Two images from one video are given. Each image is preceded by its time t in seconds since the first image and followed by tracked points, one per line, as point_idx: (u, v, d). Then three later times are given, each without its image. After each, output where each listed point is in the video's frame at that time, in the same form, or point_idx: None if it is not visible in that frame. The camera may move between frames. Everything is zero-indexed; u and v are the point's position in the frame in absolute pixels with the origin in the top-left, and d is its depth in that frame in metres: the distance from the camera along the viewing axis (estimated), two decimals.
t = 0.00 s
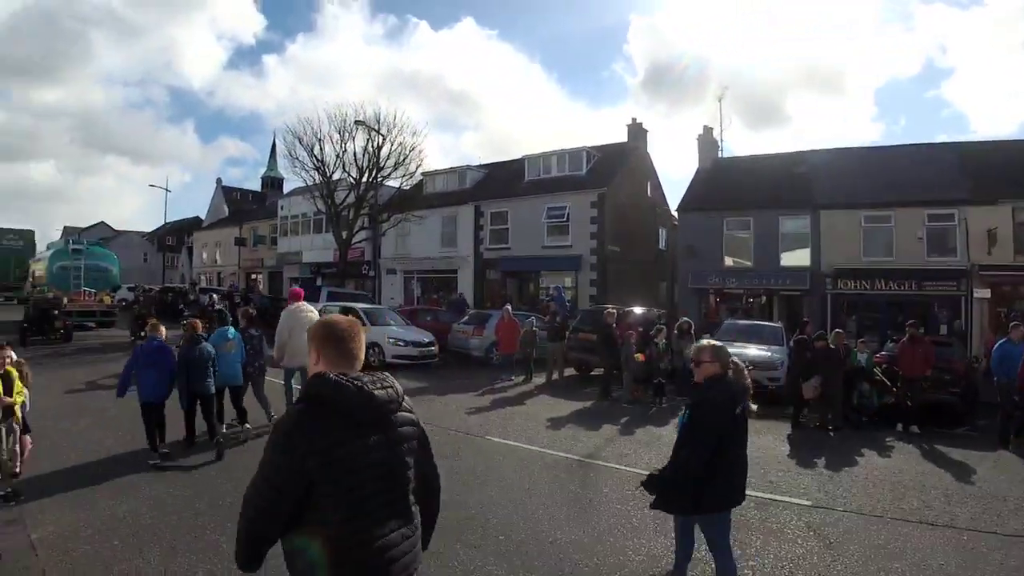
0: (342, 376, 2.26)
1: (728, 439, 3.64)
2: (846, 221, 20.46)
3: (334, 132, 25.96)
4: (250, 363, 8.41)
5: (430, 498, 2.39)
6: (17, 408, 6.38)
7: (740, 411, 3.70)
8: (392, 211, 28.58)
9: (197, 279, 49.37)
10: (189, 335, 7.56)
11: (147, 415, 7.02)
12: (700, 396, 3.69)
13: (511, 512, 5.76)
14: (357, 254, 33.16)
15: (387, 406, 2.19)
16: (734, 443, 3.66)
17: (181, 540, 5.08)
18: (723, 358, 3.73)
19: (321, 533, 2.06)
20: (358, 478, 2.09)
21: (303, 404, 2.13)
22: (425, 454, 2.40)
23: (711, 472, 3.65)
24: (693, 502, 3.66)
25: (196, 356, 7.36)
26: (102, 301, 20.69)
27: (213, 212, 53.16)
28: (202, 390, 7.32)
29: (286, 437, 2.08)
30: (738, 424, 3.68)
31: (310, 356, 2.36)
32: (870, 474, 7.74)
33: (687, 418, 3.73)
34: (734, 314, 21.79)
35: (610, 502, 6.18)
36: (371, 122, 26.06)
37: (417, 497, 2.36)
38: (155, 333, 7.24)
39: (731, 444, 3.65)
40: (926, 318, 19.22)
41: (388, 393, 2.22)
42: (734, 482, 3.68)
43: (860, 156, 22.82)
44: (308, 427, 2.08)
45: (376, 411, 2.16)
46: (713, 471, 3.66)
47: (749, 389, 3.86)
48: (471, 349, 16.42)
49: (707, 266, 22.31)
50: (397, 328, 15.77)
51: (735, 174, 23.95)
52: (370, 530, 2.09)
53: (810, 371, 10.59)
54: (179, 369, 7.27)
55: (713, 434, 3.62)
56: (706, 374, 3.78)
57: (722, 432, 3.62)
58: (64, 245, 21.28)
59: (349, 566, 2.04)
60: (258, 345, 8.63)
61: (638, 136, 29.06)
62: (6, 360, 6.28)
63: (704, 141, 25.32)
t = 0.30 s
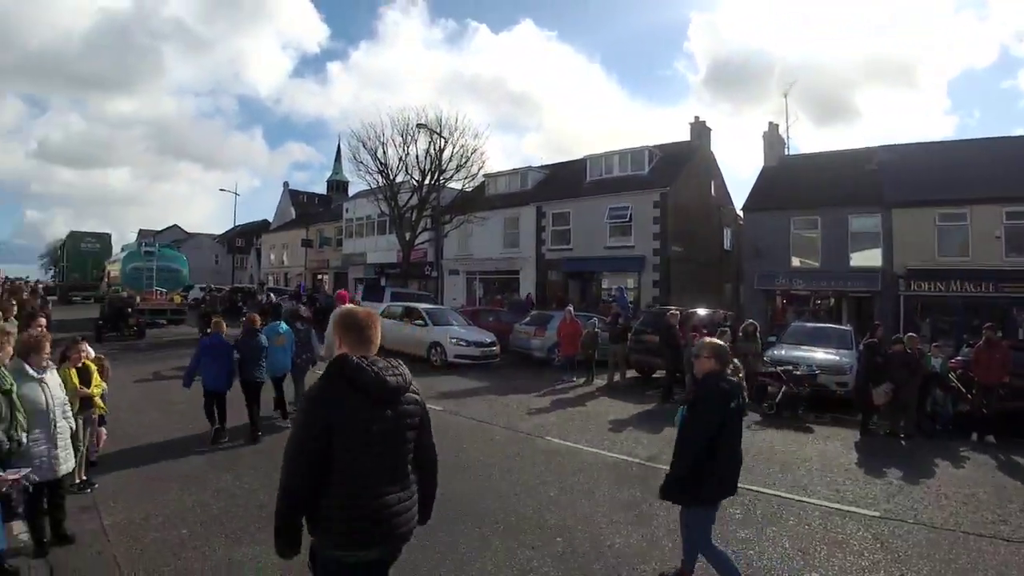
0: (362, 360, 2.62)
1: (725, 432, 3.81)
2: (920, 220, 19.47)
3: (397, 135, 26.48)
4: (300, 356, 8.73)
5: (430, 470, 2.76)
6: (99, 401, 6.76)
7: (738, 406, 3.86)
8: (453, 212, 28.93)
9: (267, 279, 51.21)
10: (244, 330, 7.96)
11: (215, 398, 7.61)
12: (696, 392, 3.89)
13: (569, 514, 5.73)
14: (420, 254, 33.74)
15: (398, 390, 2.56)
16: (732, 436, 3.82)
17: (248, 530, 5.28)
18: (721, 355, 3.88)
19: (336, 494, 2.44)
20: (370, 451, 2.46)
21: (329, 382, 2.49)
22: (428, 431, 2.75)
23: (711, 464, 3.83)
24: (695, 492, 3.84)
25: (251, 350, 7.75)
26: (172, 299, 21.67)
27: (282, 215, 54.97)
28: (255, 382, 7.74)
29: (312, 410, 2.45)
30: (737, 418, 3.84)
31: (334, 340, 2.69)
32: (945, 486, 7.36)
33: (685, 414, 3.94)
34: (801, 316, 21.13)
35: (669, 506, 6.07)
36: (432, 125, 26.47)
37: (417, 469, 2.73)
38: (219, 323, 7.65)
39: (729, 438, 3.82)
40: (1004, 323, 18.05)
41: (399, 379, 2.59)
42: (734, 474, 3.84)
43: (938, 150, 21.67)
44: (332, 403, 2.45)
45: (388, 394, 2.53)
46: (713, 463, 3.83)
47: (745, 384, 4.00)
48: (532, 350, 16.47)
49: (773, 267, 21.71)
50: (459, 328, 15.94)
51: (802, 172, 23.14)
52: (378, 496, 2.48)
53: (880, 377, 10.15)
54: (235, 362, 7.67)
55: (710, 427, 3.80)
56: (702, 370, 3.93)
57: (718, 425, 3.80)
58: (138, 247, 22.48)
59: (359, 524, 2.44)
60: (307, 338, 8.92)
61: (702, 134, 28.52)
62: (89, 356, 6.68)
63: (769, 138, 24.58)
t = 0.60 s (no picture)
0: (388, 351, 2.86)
1: (737, 425, 4.12)
2: (1003, 219, 18.33)
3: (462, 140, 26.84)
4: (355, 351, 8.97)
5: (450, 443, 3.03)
6: (175, 396, 7.12)
7: (747, 401, 4.16)
8: (518, 214, 29.09)
9: (335, 281, 52.71)
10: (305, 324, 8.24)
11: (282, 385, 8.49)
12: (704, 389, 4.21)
13: (633, 519, 5.66)
14: (485, 257, 34.07)
15: (421, 372, 2.83)
16: (742, 428, 4.13)
17: (313, 524, 5.47)
18: (727, 355, 4.20)
19: (374, 469, 2.68)
20: (403, 427, 2.72)
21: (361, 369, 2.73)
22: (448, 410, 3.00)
23: (728, 456, 4.11)
24: (718, 484, 4.09)
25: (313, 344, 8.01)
26: (242, 300, 22.57)
27: (350, 219, 56.51)
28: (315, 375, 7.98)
29: (348, 395, 2.67)
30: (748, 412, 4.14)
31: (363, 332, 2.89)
32: None
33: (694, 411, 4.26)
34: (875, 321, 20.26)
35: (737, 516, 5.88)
36: (497, 129, 26.70)
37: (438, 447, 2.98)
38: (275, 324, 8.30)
39: (740, 430, 4.13)
40: None
41: (422, 364, 2.85)
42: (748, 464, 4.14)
43: None
44: (365, 388, 2.68)
45: (412, 376, 2.79)
46: (730, 452, 4.12)
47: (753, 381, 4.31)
48: (597, 353, 16.38)
49: (846, 270, 20.89)
50: (524, 330, 16.01)
51: (876, 170, 22.16)
52: (412, 466, 2.73)
53: (959, 385, 9.62)
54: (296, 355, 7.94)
55: (722, 421, 4.11)
56: (712, 369, 4.24)
57: (730, 419, 4.12)
58: (211, 251, 23.57)
59: (396, 494, 2.68)
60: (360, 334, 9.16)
61: (771, 133, 27.73)
62: (166, 352, 7.04)
63: (841, 135, 23.66)
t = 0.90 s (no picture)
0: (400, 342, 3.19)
1: (731, 420, 4.29)
2: None
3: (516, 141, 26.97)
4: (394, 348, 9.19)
5: (459, 424, 3.35)
6: (235, 393, 7.37)
7: (741, 398, 4.34)
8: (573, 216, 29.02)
9: (391, 282, 53.66)
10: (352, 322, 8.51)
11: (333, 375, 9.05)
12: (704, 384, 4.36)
13: (685, 525, 5.54)
14: (540, 258, 34.12)
15: (426, 363, 3.14)
16: (736, 424, 4.30)
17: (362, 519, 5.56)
18: (724, 353, 4.37)
19: (380, 448, 3.07)
20: (409, 412, 3.07)
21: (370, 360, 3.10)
22: (456, 395, 3.31)
23: (722, 448, 4.26)
24: (710, 474, 4.23)
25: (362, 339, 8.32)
26: (299, 300, 23.17)
27: (407, 221, 57.43)
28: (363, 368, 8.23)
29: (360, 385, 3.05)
30: (741, 408, 4.33)
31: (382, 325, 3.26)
32: None
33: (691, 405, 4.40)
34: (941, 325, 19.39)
35: (795, 524, 5.68)
36: (552, 131, 26.70)
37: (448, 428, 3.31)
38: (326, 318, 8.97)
39: (734, 425, 4.30)
40: None
41: (426, 355, 3.16)
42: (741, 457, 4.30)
43: None
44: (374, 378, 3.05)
45: (417, 368, 3.11)
46: (724, 445, 4.27)
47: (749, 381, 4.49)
48: (653, 355, 16.18)
49: (911, 272, 20.07)
50: (579, 332, 15.93)
51: (943, 168, 21.19)
52: (417, 446, 3.08)
53: None
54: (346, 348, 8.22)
55: (717, 415, 4.27)
56: (709, 366, 4.42)
57: (725, 414, 4.29)
58: (270, 252, 24.33)
59: (399, 470, 3.06)
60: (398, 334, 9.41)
61: (831, 131, 26.91)
62: (227, 351, 7.30)
63: (906, 131, 22.71)
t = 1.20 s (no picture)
0: (429, 337, 3.72)
1: (730, 417, 4.44)
2: None
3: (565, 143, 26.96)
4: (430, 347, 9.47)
5: (484, 416, 3.75)
6: (286, 392, 7.55)
7: (743, 395, 4.47)
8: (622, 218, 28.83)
9: (440, 284, 54.25)
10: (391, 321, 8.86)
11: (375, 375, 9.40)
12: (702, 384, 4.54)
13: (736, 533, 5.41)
14: (589, 261, 34.00)
15: (449, 356, 3.60)
16: (737, 421, 4.44)
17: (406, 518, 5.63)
18: (724, 353, 4.50)
19: (405, 430, 3.52)
20: (434, 400, 3.50)
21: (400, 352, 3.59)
22: (480, 388, 3.73)
23: (721, 444, 4.42)
24: (709, 468, 4.42)
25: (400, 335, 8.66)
26: (349, 300, 23.64)
27: (456, 223, 57.94)
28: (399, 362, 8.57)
29: (390, 372, 3.52)
30: (741, 405, 4.45)
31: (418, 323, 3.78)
32: None
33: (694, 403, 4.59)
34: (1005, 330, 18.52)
35: (849, 535, 5.49)
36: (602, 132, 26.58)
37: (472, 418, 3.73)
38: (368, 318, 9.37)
39: (734, 422, 4.44)
40: None
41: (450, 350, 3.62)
42: (743, 453, 4.42)
43: None
44: (404, 367, 3.53)
45: (440, 360, 3.58)
46: (723, 441, 4.43)
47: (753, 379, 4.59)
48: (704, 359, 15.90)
49: (972, 274, 19.24)
50: (628, 335, 15.80)
51: (1008, 166, 20.24)
52: (438, 430, 3.51)
53: None
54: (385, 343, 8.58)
55: (714, 412, 4.44)
56: (709, 366, 4.59)
57: (721, 411, 4.45)
58: (321, 254, 24.95)
59: (421, 450, 3.49)
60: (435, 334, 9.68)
61: (888, 128, 26.05)
62: (280, 351, 7.49)
63: (968, 128, 21.80)
